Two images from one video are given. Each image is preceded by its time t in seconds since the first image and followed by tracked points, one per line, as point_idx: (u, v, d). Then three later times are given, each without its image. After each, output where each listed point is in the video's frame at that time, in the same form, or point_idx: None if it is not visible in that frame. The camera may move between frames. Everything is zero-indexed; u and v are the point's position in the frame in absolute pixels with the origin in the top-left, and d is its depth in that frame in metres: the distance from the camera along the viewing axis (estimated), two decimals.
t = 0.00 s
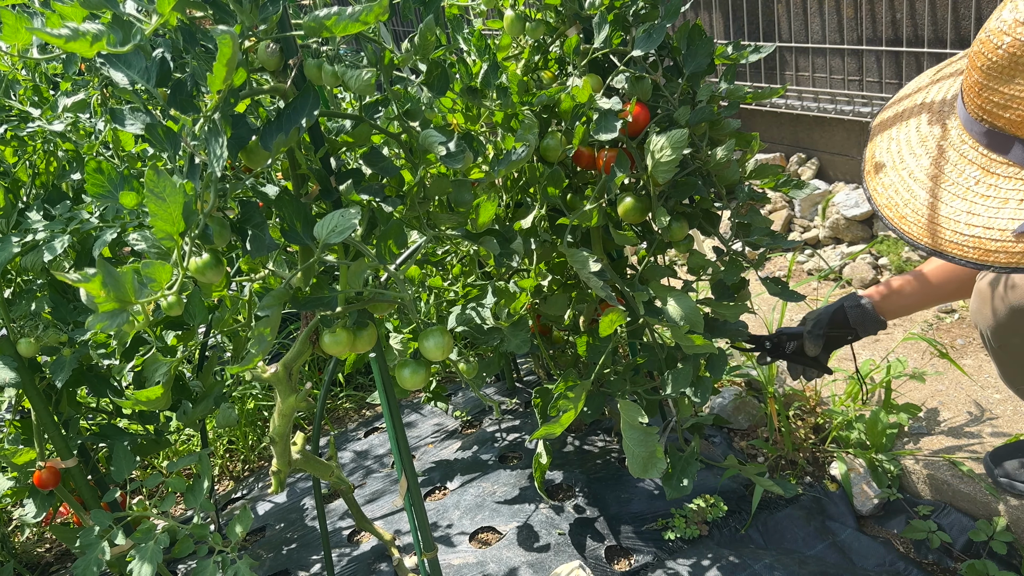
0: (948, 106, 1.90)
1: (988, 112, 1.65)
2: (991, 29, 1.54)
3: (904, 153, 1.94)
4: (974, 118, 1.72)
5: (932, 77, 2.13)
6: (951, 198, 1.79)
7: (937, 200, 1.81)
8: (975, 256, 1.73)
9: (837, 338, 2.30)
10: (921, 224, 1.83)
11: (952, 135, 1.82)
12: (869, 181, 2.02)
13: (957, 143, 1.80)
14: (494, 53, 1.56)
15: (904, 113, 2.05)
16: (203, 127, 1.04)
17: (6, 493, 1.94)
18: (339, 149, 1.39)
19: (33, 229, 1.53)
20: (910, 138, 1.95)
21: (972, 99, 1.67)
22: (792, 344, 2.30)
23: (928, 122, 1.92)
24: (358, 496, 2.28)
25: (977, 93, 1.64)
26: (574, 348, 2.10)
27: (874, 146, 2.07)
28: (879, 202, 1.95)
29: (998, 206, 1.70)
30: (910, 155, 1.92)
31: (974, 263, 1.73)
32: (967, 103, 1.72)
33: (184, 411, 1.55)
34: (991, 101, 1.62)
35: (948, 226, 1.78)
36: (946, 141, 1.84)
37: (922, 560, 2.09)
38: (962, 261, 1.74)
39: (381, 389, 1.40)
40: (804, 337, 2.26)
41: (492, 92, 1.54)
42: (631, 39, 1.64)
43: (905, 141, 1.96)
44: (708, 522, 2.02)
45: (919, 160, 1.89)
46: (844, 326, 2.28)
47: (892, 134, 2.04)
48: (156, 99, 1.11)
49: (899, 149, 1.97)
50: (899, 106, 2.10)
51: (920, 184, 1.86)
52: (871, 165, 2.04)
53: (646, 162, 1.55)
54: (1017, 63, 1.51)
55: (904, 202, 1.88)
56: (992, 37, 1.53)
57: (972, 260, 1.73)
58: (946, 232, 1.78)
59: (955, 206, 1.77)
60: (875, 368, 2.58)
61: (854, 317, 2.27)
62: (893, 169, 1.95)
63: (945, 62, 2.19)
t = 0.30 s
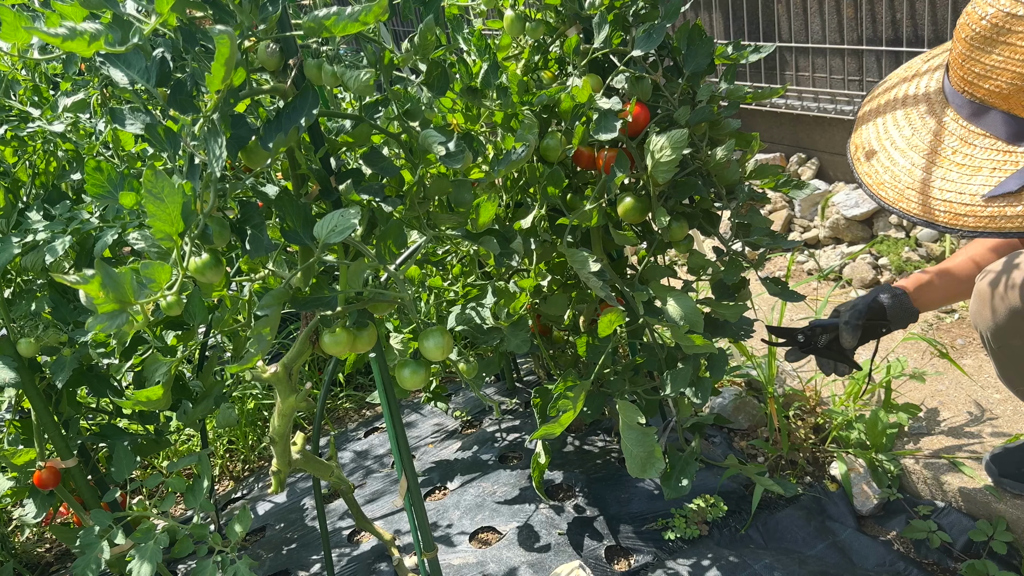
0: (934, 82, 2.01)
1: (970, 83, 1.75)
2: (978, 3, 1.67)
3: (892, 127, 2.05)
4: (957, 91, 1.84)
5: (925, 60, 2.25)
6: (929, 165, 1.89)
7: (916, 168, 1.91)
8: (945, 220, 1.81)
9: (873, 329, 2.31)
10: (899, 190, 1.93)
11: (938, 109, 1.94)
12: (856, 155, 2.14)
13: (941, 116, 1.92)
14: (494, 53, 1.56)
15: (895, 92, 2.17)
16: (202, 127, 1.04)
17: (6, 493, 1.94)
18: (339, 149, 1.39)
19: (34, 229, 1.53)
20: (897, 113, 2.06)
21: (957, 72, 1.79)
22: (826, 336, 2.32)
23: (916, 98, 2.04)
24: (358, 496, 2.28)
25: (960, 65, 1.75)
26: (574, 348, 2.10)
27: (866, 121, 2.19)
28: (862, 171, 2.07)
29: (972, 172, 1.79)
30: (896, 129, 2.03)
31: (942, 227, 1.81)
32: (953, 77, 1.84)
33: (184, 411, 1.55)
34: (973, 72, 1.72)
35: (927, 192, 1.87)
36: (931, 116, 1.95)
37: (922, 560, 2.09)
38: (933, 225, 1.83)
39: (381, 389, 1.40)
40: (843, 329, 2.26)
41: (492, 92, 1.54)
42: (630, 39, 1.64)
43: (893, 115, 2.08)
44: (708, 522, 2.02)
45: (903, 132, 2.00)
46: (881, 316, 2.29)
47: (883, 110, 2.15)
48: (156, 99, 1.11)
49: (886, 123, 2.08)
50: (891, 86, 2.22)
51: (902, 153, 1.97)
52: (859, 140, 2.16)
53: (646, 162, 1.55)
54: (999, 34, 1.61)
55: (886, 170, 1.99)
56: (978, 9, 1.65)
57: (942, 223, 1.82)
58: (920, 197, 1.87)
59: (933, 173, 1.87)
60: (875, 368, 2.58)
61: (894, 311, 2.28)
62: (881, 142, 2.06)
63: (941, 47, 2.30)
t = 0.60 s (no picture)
0: (926, 77, 2.04)
1: (965, 74, 1.76)
2: None
3: (884, 120, 2.06)
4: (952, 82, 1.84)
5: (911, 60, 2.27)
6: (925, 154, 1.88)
7: (911, 158, 1.91)
8: (943, 208, 1.81)
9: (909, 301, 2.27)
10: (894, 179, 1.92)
11: (930, 103, 1.94)
12: (847, 148, 2.13)
13: (935, 110, 1.92)
14: (494, 52, 1.56)
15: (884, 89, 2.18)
16: (202, 127, 1.04)
17: (6, 493, 1.94)
18: (339, 149, 1.39)
19: (33, 229, 1.52)
20: (889, 107, 2.07)
21: (952, 64, 1.79)
22: (864, 307, 2.26)
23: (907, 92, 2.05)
24: (358, 496, 2.28)
25: (957, 55, 1.76)
26: (574, 348, 2.10)
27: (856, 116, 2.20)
28: (854, 162, 2.06)
29: (970, 161, 1.79)
30: (889, 121, 2.03)
31: (940, 215, 1.80)
32: (947, 70, 1.84)
33: (184, 411, 1.55)
34: (969, 62, 1.72)
35: (924, 180, 1.86)
36: (923, 109, 1.96)
37: (922, 560, 2.09)
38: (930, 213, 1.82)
39: (381, 389, 1.40)
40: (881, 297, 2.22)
41: (492, 92, 1.54)
42: (630, 39, 1.64)
43: (884, 109, 2.08)
44: (708, 522, 2.02)
45: (896, 125, 2.00)
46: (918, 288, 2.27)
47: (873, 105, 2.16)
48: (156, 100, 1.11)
49: (878, 117, 2.09)
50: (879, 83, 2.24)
51: (897, 144, 1.96)
52: (850, 133, 2.16)
53: (646, 163, 1.55)
54: (998, 24, 1.62)
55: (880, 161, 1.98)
56: None
57: (940, 211, 1.81)
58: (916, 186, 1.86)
59: (928, 163, 1.87)
60: (874, 368, 2.58)
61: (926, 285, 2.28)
62: (873, 135, 2.06)
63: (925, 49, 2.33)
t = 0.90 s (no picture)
0: (937, 43, 2.01)
1: (988, 36, 1.71)
2: None
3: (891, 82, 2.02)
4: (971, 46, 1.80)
5: (911, 27, 2.25)
6: (941, 118, 1.85)
7: (925, 121, 1.87)
8: (962, 172, 1.78)
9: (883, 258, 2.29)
10: (907, 143, 1.88)
11: (942, 67, 1.91)
12: (851, 110, 2.09)
13: (948, 75, 1.89)
14: (494, 52, 1.56)
15: (886, 52, 2.15)
16: (203, 127, 1.04)
17: (6, 493, 1.94)
18: (339, 149, 1.39)
19: (33, 229, 1.52)
20: (898, 71, 2.03)
21: (971, 27, 1.76)
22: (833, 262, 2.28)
23: (916, 56, 2.02)
24: (358, 496, 2.28)
25: (979, 17, 1.72)
26: (574, 348, 2.10)
27: (859, 78, 2.15)
28: (862, 125, 2.01)
29: (990, 126, 1.76)
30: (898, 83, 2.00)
31: (959, 179, 1.78)
32: (963, 33, 1.81)
33: (184, 411, 1.55)
34: (994, 23, 1.67)
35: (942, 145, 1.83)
36: (935, 73, 1.92)
37: (922, 560, 2.09)
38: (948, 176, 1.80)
39: (381, 389, 1.40)
40: (850, 254, 2.24)
41: (492, 92, 1.54)
42: (631, 39, 1.64)
43: (892, 72, 2.05)
44: (708, 522, 2.02)
45: (906, 87, 1.96)
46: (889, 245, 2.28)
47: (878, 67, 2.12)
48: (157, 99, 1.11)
49: (886, 78, 2.05)
50: (881, 47, 2.20)
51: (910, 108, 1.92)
52: (854, 95, 2.11)
53: (645, 163, 1.55)
54: None
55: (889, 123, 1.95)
56: None
57: (959, 175, 1.78)
58: (935, 150, 1.84)
59: (944, 128, 1.84)
60: (875, 368, 2.58)
61: (903, 241, 2.28)
62: (879, 96, 2.02)
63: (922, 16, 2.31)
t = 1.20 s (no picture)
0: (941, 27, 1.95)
1: (993, 20, 1.63)
2: None
3: (892, 67, 1.96)
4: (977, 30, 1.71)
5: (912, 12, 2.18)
6: (947, 102, 1.77)
7: (930, 104, 1.80)
8: (968, 155, 1.69)
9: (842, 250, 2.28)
10: (911, 127, 1.80)
11: (945, 52, 1.85)
12: (850, 93, 2.02)
13: (950, 59, 1.82)
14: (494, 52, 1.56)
15: (885, 39, 2.09)
16: (203, 127, 1.04)
17: (6, 493, 1.94)
18: (339, 149, 1.39)
19: (33, 229, 1.52)
20: (900, 55, 1.97)
21: (975, 12, 1.67)
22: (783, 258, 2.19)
23: (916, 42, 1.96)
24: (358, 496, 2.28)
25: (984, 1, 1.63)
26: (575, 348, 2.10)
27: (856, 65, 2.09)
28: (864, 109, 1.93)
29: (997, 109, 1.67)
30: (898, 68, 1.94)
31: (965, 162, 1.69)
32: (967, 17, 1.71)
33: (184, 411, 1.55)
34: (1000, 6, 1.59)
35: (947, 129, 1.74)
36: (937, 58, 1.86)
37: (922, 560, 2.09)
38: (954, 159, 1.70)
39: (381, 389, 1.40)
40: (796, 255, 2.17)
41: (492, 92, 1.54)
42: (631, 39, 1.64)
43: (891, 57, 1.99)
44: (708, 522, 2.02)
45: (907, 72, 1.90)
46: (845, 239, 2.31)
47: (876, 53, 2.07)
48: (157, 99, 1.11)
49: (886, 63, 1.99)
50: (878, 36, 2.15)
51: (914, 92, 1.85)
52: (855, 79, 2.04)
53: (645, 163, 1.55)
54: None
55: (890, 106, 1.87)
56: None
57: (966, 158, 1.69)
58: (940, 133, 1.75)
59: (948, 111, 1.76)
60: (875, 368, 2.58)
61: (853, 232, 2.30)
62: (879, 81, 1.96)
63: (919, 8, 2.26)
